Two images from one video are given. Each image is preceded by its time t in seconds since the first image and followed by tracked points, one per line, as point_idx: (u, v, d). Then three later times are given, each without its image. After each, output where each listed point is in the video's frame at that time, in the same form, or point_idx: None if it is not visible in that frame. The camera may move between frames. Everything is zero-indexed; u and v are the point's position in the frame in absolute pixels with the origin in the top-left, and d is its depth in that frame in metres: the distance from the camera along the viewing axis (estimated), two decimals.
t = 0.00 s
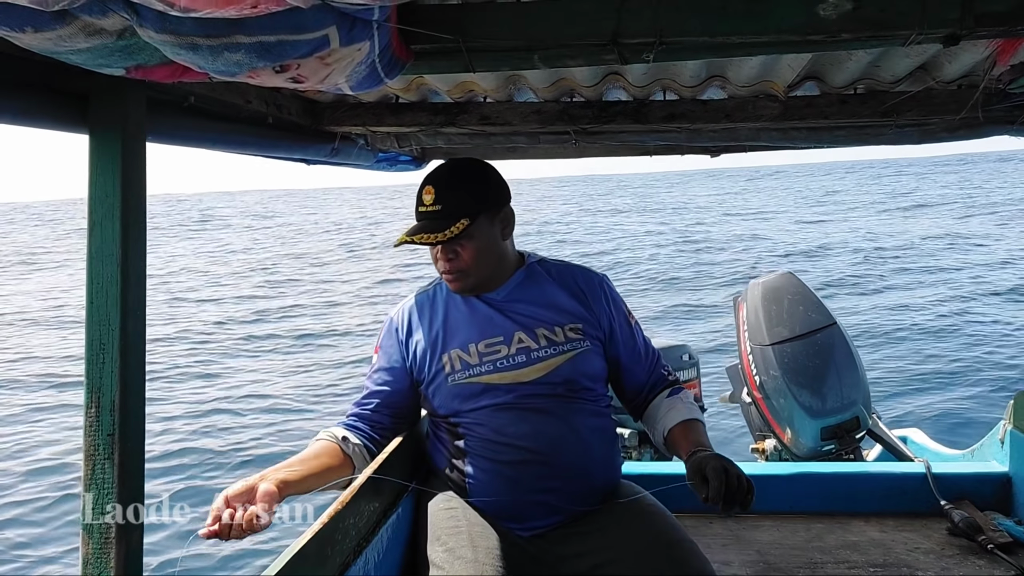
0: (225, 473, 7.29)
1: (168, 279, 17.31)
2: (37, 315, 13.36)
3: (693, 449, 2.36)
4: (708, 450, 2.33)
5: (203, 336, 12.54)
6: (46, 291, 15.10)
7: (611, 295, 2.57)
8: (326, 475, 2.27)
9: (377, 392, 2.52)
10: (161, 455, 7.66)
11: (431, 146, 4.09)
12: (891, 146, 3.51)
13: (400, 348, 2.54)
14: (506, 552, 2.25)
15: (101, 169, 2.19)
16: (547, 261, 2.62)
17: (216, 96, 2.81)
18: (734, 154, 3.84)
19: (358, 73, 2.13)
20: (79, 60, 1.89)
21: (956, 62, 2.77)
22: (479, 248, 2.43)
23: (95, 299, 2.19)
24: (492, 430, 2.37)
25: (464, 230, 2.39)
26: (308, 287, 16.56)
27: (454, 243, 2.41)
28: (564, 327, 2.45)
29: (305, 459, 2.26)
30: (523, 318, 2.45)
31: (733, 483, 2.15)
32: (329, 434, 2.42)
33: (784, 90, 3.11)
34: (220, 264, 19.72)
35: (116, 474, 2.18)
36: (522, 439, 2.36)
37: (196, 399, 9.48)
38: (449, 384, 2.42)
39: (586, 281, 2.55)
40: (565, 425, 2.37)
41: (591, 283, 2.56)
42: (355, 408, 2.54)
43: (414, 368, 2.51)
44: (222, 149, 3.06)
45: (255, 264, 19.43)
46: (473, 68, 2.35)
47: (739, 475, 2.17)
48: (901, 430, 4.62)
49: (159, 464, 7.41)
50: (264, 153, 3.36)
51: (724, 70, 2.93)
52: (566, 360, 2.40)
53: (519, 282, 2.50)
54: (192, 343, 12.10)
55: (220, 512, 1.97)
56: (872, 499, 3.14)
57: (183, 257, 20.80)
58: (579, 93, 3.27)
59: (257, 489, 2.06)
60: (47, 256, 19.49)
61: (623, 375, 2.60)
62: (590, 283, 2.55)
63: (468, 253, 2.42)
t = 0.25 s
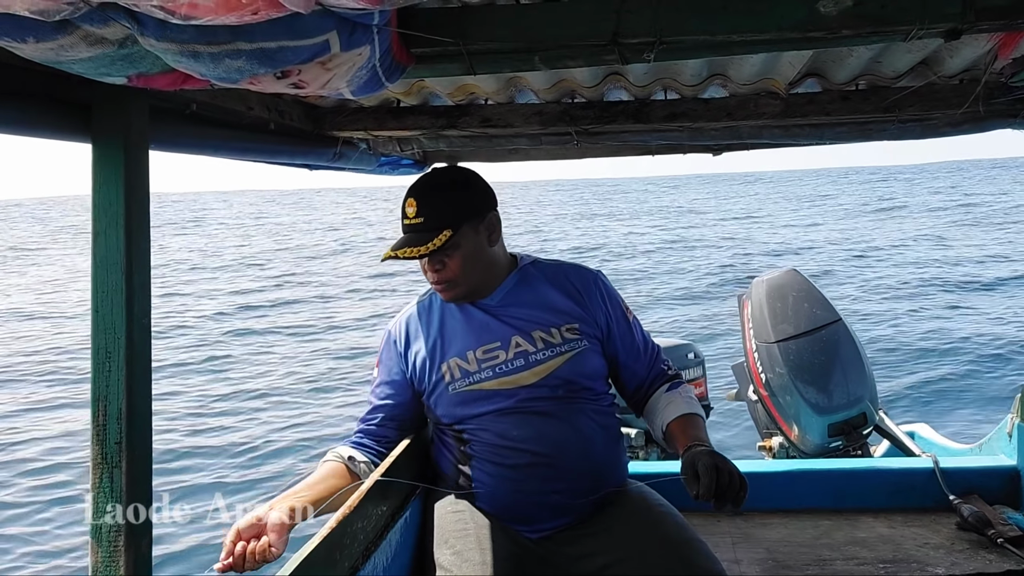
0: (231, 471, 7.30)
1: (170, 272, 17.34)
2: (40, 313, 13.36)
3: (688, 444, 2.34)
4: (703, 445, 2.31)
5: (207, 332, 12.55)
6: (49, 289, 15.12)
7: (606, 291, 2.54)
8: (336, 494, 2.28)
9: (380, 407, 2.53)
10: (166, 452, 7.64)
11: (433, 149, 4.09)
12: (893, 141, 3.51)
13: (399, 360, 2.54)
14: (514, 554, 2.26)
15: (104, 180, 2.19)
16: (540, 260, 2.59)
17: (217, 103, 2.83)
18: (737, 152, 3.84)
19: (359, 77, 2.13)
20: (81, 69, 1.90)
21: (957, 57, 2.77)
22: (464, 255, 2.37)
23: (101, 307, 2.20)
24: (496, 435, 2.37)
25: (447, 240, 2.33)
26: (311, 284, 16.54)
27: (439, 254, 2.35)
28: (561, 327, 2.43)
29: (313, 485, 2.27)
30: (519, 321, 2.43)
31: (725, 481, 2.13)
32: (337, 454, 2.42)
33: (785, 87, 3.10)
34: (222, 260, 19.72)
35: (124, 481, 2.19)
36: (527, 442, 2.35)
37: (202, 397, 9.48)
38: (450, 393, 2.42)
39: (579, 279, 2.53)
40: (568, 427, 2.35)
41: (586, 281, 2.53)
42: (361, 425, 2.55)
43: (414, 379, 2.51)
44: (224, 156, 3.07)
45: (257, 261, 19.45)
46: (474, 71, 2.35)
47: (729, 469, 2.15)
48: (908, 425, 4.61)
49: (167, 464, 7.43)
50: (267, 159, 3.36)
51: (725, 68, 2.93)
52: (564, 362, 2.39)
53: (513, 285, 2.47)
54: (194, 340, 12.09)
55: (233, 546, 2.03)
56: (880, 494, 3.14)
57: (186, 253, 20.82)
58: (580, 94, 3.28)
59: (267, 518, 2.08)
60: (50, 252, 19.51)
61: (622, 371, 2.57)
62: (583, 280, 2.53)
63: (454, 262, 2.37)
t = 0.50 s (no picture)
0: (232, 460, 7.30)
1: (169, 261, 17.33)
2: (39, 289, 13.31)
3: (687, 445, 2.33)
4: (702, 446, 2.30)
5: (207, 319, 12.52)
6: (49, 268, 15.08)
7: (604, 291, 2.53)
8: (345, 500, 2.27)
9: (381, 412, 2.53)
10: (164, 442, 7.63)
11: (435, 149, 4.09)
12: (896, 142, 3.50)
13: (399, 363, 2.54)
14: (516, 555, 2.26)
15: (107, 180, 2.20)
16: (538, 261, 2.58)
17: (219, 102, 2.81)
18: (739, 152, 3.84)
19: (361, 77, 2.14)
20: (84, 69, 1.90)
21: (960, 57, 2.77)
22: (461, 259, 2.38)
23: (103, 307, 2.20)
24: (497, 437, 2.37)
25: (444, 243, 2.33)
26: (312, 278, 16.54)
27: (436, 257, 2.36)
28: (559, 329, 2.43)
29: (320, 494, 2.27)
30: (518, 323, 2.42)
31: (721, 483, 2.13)
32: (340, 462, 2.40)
33: (787, 87, 3.10)
34: (224, 249, 19.70)
35: (126, 480, 2.19)
36: (528, 444, 2.34)
37: (200, 384, 9.46)
38: (450, 396, 2.42)
39: (577, 279, 2.52)
40: (568, 428, 2.35)
41: (584, 281, 2.53)
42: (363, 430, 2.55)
43: (414, 383, 2.51)
44: (225, 156, 3.06)
45: (257, 251, 19.45)
46: (476, 71, 2.35)
47: (726, 473, 2.14)
48: (910, 426, 4.60)
49: (166, 451, 7.42)
50: (269, 159, 3.36)
51: (727, 68, 2.93)
52: (564, 363, 2.39)
53: (511, 287, 2.47)
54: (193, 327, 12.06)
55: (240, 561, 2.07)
56: (882, 494, 3.14)
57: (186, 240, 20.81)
58: (582, 94, 3.28)
59: (273, 529, 2.09)
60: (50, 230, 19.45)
61: (621, 371, 2.57)
62: (581, 280, 2.52)
63: (451, 265, 2.37)
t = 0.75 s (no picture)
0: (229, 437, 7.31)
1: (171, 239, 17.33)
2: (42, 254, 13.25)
3: (684, 445, 2.32)
4: (700, 446, 2.28)
5: (210, 300, 12.50)
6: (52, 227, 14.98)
7: (600, 289, 2.53)
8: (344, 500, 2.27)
9: (379, 411, 2.55)
10: (166, 419, 7.62)
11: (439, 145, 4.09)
12: (900, 146, 3.50)
13: (396, 362, 2.54)
14: (512, 554, 2.26)
15: (111, 172, 2.20)
16: (535, 260, 2.57)
17: (223, 96, 2.82)
18: (742, 154, 3.84)
19: (366, 73, 2.13)
20: (88, 59, 1.89)
21: (966, 61, 2.77)
22: (456, 259, 2.35)
23: (105, 297, 2.20)
24: (494, 436, 2.37)
25: (439, 244, 2.31)
26: (314, 269, 16.55)
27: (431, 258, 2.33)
28: (555, 328, 2.42)
29: (317, 494, 2.26)
30: (514, 322, 2.42)
31: (718, 484, 2.12)
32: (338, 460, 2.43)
33: (792, 89, 3.10)
34: (226, 233, 19.67)
35: (124, 472, 2.19)
36: (524, 443, 2.34)
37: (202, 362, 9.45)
38: (447, 395, 2.42)
39: (574, 279, 2.51)
40: (564, 428, 2.35)
41: (581, 280, 2.52)
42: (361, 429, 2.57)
43: (411, 382, 2.52)
44: (229, 149, 3.07)
45: (260, 237, 19.45)
46: (481, 69, 2.35)
47: (724, 472, 2.13)
48: (910, 431, 4.60)
49: (166, 427, 7.41)
50: (273, 152, 3.36)
51: (732, 69, 2.92)
52: (560, 363, 2.38)
53: (508, 286, 2.46)
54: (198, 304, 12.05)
55: (238, 559, 2.07)
56: (881, 498, 3.13)
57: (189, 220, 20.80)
58: (586, 93, 3.27)
59: (271, 528, 2.09)
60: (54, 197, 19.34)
61: (618, 371, 2.56)
62: (578, 280, 2.51)
63: (446, 266, 2.34)
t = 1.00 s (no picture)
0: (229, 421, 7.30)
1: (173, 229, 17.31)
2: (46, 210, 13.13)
3: (681, 435, 2.32)
4: (697, 436, 2.28)
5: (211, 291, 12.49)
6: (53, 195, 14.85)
7: (586, 285, 2.54)
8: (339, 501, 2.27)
9: (371, 417, 2.55)
10: (167, 397, 7.58)
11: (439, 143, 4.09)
12: (900, 146, 3.49)
13: (389, 368, 2.55)
14: (510, 552, 2.26)
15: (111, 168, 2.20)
16: (520, 259, 2.58)
17: (224, 93, 2.82)
18: (743, 153, 3.83)
19: (367, 71, 2.13)
20: (90, 56, 1.89)
21: (967, 62, 2.76)
22: (439, 263, 2.36)
23: (105, 293, 2.20)
24: (487, 435, 2.36)
25: (421, 249, 2.31)
26: (314, 266, 16.54)
27: (414, 263, 2.34)
28: (543, 325, 2.42)
29: (313, 492, 2.27)
30: (501, 321, 2.42)
31: (716, 475, 2.12)
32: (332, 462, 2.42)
33: (793, 88, 3.10)
34: (227, 226, 19.65)
35: (125, 468, 2.19)
36: (518, 441, 2.33)
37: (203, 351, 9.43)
38: (439, 397, 2.42)
39: (560, 277, 2.52)
40: (556, 425, 2.34)
41: (566, 276, 2.53)
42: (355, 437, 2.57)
43: (402, 386, 2.52)
44: (230, 146, 3.08)
45: (260, 234, 19.45)
46: (482, 67, 2.35)
47: (725, 466, 2.13)
48: (909, 432, 4.60)
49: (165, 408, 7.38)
50: (274, 149, 3.36)
51: (733, 69, 2.92)
52: (549, 360, 2.38)
53: (494, 285, 2.47)
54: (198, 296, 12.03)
55: (229, 552, 2.05)
56: (881, 499, 3.13)
57: (190, 212, 20.76)
58: (587, 91, 3.27)
59: (264, 523, 2.09)
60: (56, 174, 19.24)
61: (610, 367, 2.56)
62: (563, 278, 2.52)
63: (429, 270, 2.35)
